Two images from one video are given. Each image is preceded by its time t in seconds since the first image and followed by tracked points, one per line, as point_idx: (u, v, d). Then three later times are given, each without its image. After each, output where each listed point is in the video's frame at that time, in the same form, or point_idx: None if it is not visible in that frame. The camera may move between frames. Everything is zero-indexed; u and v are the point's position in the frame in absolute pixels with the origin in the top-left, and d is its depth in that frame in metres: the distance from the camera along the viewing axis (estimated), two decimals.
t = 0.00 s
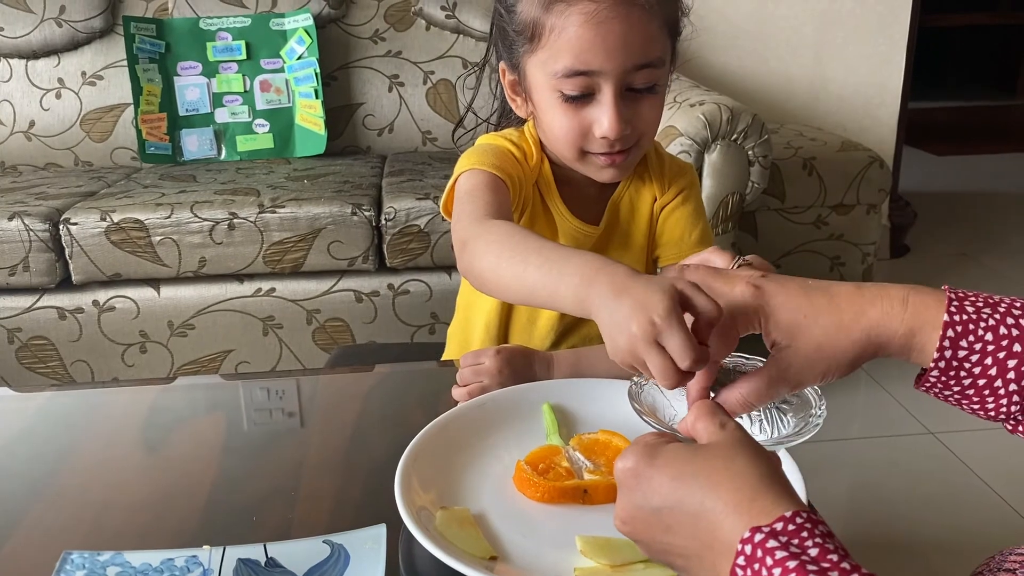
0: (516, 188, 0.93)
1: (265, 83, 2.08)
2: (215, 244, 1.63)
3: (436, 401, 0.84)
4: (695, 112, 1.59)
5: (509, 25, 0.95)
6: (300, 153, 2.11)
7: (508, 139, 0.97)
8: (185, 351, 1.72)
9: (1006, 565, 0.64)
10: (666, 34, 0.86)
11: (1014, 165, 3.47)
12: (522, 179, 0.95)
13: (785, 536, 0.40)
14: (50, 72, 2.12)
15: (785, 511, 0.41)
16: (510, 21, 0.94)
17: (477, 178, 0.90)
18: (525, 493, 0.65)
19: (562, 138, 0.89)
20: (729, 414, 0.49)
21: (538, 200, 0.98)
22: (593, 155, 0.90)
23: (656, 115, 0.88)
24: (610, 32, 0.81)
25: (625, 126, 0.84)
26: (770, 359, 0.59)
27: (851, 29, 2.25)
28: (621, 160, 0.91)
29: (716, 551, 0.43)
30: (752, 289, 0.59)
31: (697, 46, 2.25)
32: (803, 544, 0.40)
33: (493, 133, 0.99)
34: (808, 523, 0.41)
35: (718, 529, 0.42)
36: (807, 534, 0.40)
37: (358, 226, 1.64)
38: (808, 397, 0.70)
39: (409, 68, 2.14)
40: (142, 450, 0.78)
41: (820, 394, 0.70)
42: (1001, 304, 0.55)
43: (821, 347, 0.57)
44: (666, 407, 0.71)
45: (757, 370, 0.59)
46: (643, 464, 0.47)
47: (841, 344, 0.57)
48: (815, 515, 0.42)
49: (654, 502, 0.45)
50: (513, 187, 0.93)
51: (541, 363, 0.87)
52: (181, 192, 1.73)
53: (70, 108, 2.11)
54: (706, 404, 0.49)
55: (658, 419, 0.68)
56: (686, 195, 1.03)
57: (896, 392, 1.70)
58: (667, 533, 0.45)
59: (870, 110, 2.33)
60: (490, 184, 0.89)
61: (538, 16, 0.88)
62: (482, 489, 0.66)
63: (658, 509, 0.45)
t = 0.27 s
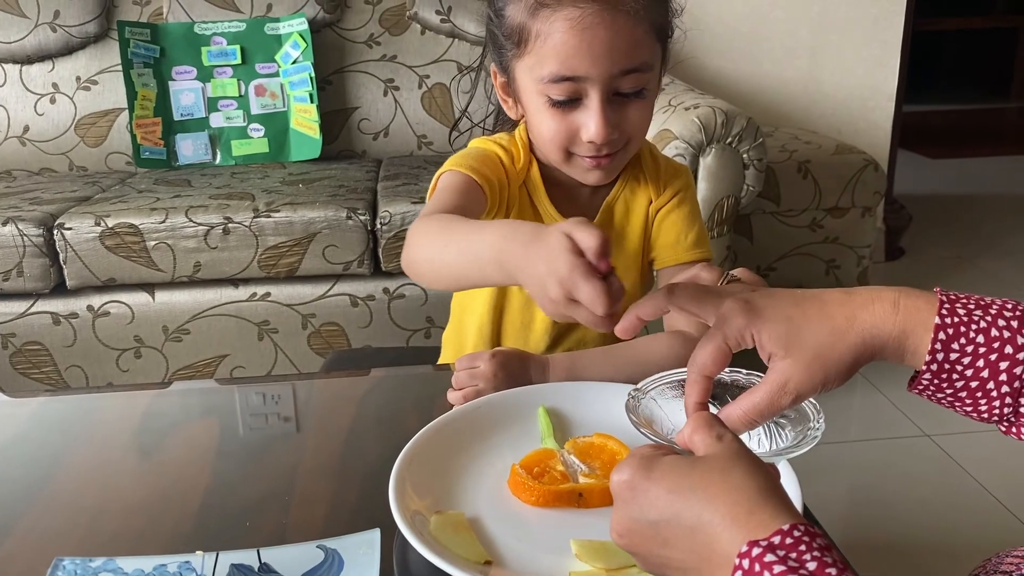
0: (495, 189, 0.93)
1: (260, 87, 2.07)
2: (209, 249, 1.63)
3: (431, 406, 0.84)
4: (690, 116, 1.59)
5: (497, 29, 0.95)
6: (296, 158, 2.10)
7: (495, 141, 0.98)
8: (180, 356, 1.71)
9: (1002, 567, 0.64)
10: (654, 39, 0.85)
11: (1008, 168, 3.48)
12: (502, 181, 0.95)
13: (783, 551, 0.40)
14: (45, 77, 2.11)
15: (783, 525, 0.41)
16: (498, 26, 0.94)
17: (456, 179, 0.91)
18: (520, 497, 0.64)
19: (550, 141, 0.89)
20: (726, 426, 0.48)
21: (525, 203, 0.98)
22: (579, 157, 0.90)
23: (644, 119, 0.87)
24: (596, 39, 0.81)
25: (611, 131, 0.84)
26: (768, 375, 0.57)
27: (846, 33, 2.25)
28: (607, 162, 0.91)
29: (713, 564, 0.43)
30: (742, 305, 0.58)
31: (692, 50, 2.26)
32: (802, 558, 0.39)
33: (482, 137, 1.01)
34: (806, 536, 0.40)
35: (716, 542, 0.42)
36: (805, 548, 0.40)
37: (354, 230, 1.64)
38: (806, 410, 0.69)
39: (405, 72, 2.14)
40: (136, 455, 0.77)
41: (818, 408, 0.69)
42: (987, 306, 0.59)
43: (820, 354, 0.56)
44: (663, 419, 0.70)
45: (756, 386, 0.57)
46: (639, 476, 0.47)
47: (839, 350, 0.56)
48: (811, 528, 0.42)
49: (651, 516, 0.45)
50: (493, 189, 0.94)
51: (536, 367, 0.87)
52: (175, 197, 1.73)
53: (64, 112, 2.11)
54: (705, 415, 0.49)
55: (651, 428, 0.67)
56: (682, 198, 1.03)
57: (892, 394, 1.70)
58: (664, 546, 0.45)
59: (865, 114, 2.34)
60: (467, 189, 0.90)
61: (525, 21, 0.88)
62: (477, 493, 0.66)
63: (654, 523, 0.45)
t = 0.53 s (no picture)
0: (461, 199, 0.95)
1: (256, 91, 2.07)
2: (205, 253, 1.63)
3: (427, 410, 0.83)
4: (686, 120, 1.59)
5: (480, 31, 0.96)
6: (292, 162, 2.10)
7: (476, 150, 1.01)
8: (175, 360, 1.71)
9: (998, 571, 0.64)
10: (633, 37, 0.86)
11: (1004, 171, 3.48)
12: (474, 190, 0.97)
13: (782, 561, 0.39)
14: (40, 81, 2.11)
15: (781, 535, 0.40)
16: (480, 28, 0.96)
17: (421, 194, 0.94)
18: (516, 501, 0.64)
19: (532, 141, 0.90)
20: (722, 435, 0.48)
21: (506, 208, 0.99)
22: (563, 157, 0.91)
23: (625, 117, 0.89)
24: (573, 38, 0.82)
25: (591, 129, 0.85)
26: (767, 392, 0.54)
27: (841, 36, 2.26)
28: (590, 161, 0.91)
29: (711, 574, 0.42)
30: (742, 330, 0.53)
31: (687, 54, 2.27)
32: (801, 569, 0.39)
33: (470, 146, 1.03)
34: (805, 546, 0.40)
35: (713, 553, 0.42)
36: (805, 558, 0.39)
37: (350, 234, 1.64)
38: (805, 425, 0.68)
39: (401, 76, 2.14)
40: (130, 459, 0.77)
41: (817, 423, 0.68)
42: (987, 316, 0.55)
43: (824, 375, 0.52)
44: (660, 426, 0.69)
45: (753, 402, 0.54)
46: (636, 487, 0.47)
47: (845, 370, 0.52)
48: (813, 538, 0.41)
49: (647, 527, 0.45)
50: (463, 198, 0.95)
51: (532, 370, 0.87)
52: (171, 201, 1.72)
53: (60, 116, 2.10)
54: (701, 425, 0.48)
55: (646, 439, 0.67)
56: (676, 200, 1.03)
57: (889, 398, 1.70)
58: (661, 557, 0.45)
59: (860, 117, 2.34)
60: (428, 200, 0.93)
61: (503, 23, 0.89)
62: (472, 498, 0.66)
63: (650, 533, 0.45)
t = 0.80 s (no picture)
0: (436, 215, 0.99)
1: (253, 94, 2.07)
2: (201, 256, 1.62)
3: (423, 412, 0.84)
4: (682, 122, 1.60)
5: (456, 33, 0.97)
6: (289, 164, 2.10)
7: (454, 162, 1.04)
8: (172, 363, 1.70)
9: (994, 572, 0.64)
10: (605, 34, 0.88)
11: (1000, 173, 3.49)
12: (451, 202, 1.00)
13: None
14: (37, 84, 2.11)
15: (774, 562, 0.40)
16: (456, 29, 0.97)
17: (397, 220, 0.99)
18: (512, 504, 0.64)
19: (507, 138, 0.91)
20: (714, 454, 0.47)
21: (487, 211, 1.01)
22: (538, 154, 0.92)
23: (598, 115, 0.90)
24: (544, 35, 0.84)
25: (563, 125, 0.86)
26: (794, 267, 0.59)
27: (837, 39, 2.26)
28: (566, 158, 0.92)
29: None
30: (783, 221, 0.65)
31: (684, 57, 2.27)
32: None
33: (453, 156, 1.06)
34: None
35: None
36: None
37: (346, 237, 1.64)
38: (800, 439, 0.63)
39: (398, 79, 2.14)
40: (125, 462, 0.77)
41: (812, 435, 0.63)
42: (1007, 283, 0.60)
43: (847, 265, 0.58)
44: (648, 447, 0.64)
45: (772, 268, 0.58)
46: (625, 513, 0.46)
47: (866, 270, 0.58)
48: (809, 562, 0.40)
49: (637, 553, 0.45)
50: (437, 214, 0.99)
51: (527, 372, 0.87)
52: (167, 204, 1.72)
53: (56, 119, 2.10)
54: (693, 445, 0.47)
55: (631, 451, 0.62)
56: (664, 201, 1.03)
57: (886, 400, 1.70)
58: None
59: (856, 120, 2.35)
60: (405, 227, 0.98)
61: (477, 21, 0.90)
62: (467, 501, 0.66)
63: (641, 559, 0.45)
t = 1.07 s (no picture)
0: (426, 232, 0.99)
1: (251, 97, 2.07)
2: (198, 258, 1.62)
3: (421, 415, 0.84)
4: (680, 125, 1.60)
5: (434, 44, 0.99)
6: (287, 167, 2.10)
7: (440, 176, 1.04)
8: (169, 366, 1.70)
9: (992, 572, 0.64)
10: (583, 31, 0.89)
11: (997, 175, 3.50)
12: (440, 217, 1.00)
13: None
14: (35, 86, 2.11)
15: None
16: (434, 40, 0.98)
17: (390, 245, 1.00)
18: (508, 507, 0.64)
19: (494, 141, 0.91)
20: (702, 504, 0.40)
21: (475, 224, 1.01)
22: (527, 156, 0.92)
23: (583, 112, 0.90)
24: (523, 35, 0.84)
25: (547, 123, 0.86)
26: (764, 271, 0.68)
27: (835, 41, 2.27)
28: (554, 157, 0.92)
29: None
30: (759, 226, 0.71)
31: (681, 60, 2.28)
32: None
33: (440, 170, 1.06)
34: None
35: None
36: None
37: (344, 239, 1.64)
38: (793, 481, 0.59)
39: (396, 81, 2.14)
40: (123, 465, 0.77)
41: (805, 476, 0.59)
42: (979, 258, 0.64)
43: (820, 255, 0.67)
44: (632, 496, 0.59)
45: (752, 280, 0.67)
46: None
47: (836, 254, 0.67)
48: None
49: None
50: (426, 226, 1.00)
51: (525, 374, 0.87)
52: (165, 206, 1.72)
53: (54, 122, 2.10)
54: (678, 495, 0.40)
55: (612, 492, 0.58)
56: (653, 202, 1.03)
57: (884, 402, 1.71)
58: None
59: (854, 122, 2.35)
60: (399, 249, 0.99)
61: (456, 27, 0.91)
62: (465, 504, 0.66)
63: None
